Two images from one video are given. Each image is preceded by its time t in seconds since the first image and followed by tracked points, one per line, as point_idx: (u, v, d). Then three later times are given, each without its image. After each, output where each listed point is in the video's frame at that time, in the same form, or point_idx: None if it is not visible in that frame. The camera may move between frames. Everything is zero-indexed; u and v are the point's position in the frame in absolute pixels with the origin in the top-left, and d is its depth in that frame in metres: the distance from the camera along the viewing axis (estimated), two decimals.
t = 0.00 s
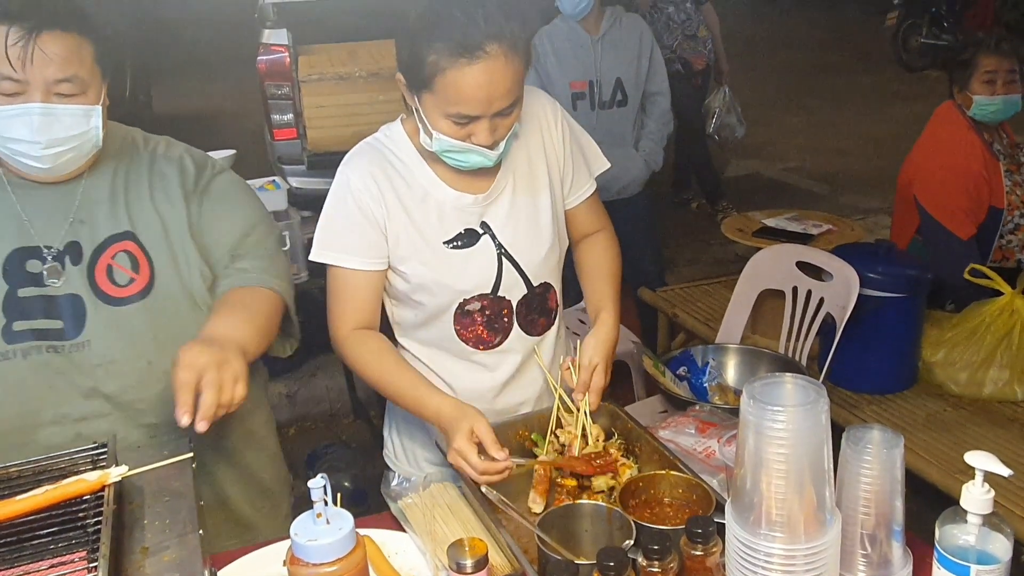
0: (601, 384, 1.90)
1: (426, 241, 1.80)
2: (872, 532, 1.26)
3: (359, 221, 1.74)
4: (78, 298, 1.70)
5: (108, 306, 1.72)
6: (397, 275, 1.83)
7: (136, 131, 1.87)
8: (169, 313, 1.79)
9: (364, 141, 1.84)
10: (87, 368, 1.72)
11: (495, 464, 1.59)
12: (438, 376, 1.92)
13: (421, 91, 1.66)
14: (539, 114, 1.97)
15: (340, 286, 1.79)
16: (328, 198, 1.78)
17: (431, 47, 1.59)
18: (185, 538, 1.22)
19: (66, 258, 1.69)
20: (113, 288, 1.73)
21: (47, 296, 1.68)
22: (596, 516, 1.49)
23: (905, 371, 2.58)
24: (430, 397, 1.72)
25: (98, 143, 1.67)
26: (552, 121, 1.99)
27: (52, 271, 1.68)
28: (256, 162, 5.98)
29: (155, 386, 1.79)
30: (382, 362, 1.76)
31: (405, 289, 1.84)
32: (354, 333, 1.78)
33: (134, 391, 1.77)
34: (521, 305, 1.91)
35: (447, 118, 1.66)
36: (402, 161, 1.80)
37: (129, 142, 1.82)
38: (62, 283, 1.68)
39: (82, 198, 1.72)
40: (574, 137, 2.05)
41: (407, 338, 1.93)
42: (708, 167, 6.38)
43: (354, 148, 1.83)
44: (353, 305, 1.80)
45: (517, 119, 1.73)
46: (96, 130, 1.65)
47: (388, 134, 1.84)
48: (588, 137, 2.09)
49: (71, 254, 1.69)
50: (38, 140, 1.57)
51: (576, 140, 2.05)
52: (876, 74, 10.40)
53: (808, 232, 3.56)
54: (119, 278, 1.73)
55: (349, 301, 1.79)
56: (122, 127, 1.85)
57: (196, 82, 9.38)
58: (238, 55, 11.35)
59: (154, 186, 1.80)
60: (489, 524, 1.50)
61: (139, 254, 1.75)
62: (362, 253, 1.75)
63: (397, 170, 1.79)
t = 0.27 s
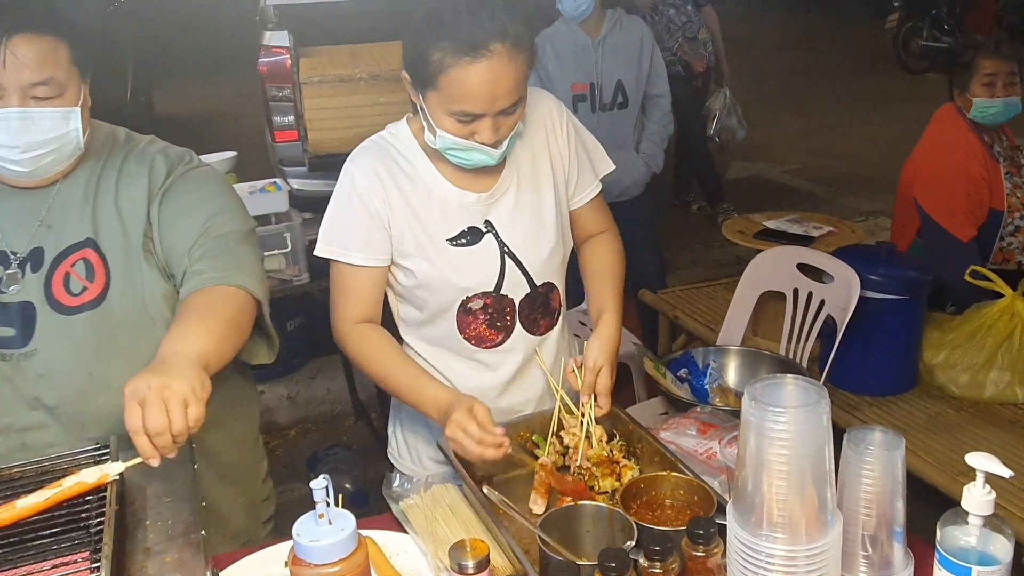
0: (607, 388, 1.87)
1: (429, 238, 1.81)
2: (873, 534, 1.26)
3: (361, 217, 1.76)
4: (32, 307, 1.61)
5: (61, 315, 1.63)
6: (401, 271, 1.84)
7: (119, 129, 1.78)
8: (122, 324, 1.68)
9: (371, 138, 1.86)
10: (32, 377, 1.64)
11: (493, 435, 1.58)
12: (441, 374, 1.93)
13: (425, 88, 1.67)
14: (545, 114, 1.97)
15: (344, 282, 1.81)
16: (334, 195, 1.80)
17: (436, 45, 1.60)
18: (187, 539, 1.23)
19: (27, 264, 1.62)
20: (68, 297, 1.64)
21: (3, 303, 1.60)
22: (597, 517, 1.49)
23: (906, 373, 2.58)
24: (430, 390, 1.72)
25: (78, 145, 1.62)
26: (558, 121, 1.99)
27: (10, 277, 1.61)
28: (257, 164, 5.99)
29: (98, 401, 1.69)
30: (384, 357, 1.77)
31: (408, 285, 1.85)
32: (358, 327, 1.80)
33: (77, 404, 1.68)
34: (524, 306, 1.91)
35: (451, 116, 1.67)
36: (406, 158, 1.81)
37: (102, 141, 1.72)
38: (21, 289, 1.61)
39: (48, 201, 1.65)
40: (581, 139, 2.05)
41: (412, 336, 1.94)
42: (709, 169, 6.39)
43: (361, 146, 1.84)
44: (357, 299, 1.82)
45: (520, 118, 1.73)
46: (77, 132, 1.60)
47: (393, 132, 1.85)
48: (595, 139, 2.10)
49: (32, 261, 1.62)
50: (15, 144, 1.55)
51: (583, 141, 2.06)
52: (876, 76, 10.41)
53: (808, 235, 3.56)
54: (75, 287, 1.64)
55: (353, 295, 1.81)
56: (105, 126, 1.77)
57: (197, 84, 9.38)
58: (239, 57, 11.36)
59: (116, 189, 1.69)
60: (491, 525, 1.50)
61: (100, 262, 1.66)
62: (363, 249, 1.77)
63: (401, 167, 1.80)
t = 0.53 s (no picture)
0: (609, 390, 1.88)
1: (433, 235, 1.82)
2: (875, 535, 1.26)
3: (366, 212, 1.76)
4: (13, 309, 1.61)
5: (44, 319, 1.62)
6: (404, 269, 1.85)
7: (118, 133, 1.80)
8: (113, 330, 1.68)
9: (378, 135, 1.87)
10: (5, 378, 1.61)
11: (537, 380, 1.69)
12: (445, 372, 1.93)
13: (430, 83, 1.67)
14: (550, 113, 1.98)
15: (348, 277, 1.80)
16: (339, 190, 1.80)
17: (441, 40, 1.61)
18: (189, 540, 1.23)
19: (12, 267, 1.62)
20: (53, 301, 1.63)
21: None
22: (599, 519, 1.49)
23: (908, 374, 2.58)
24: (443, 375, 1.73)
25: (74, 150, 1.64)
26: (563, 122, 2.00)
27: None
28: (258, 165, 5.99)
29: (73, 407, 1.66)
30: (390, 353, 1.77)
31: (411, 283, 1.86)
32: (364, 321, 1.80)
33: (50, 410, 1.65)
34: (526, 304, 1.91)
35: (456, 112, 1.67)
36: (412, 155, 1.82)
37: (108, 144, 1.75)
38: (4, 291, 1.61)
39: (38, 205, 1.66)
40: (587, 141, 2.06)
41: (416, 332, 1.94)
42: (710, 171, 6.39)
43: (367, 142, 1.85)
44: (362, 291, 1.81)
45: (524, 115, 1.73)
46: (71, 137, 1.62)
47: (400, 130, 1.86)
48: (601, 139, 2.10)
49: (17, 264, 1.62)
50: (11, 154, 1.56)
51: (589, 142, 2.06)
52: (878, 78, 10.41)
53: (810, 236, 3.56)
54: (60, 292, 1.64)
55: (359, 288, 1.80)
56: (100, 129, 1.78)
57: (199, 86, 9.39)
58: (240, 59, 11.36)
59: (110, 194, 1.70)
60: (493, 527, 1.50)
61: (87, 265, 1.66)
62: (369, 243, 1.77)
63: (407, 164, 1.81)
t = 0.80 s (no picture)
0: (609, 394, 1.88)
1: (437, 233, 1.82)
2: (877, 538, 1.26)
3: (371, 209, 1.77)
4: (29, 313, 1.61)
5: (62, 323, 1.63)
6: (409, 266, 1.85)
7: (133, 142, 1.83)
8: (129, 338, 1.69)
9: (384, 133, 1.87)
10: (22, 383, 1.61)
11: (502, 400, 1.66)
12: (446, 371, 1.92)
13: (435, 81, 1.67)
14: (554, 115, 1.98)
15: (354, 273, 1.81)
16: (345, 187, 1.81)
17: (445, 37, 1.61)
18: (190, 542, 1.23)
19: (28, 271, 1.62)
20: (71, 305, 1.64)
21: None
22: (601, 522, 1.48)
23: (910, 377, 2.58)
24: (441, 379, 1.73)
25: (96, 155, 1.66)
26: (568, 124, 2.00)
27: (10, 282, 1.61)
28: (259, 167, 5.98)
29: (92, 413, 1.66)
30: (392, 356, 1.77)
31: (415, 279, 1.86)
32: (368, 317, 1.80)
33: (69, 415, 1.65)
34: (528, 304, 1.90)
35: (460, 109, 1.67)
36: (417, 153, 1.83)
37: (129, 157, 1.77)
38: (19, 295, 1.61)
39: (54, 210, 1.67)
40: (590, 142, 2.06)
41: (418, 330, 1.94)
42: (711, 173, 6.39)
43: (373, 140, 1.86)
44: (367, 290, 1.82)
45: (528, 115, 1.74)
46: (95, 142, 1.64)
47: (406, 128, 1.86)
48: (605, 144, 2.10)
49: (33, 267, 1.63)
50: (42, 159, 1.56)
51: (592, 146, 2.06)
52: (879, 80, 10.41)
53: (812, 239, 3.56)
54: (77, 297, 1.64)
55: (361, 285, 1.81)
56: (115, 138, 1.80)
57: (200, 87, 9.40)
58: (241, 60, 11.36)
59: (128, 202, 1.72)
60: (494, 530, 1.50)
61: (103, 270, 1.67)
62: (373, 239, 1.77)
63: (412, 162, 1.81)
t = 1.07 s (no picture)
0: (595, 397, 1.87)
1: (437, 235, 1.82)
2: (877, 543, 1.26)
3: (371, 211, 1.77)
4: (57, 318, 1.61)
5: (89, 329, 1.63)
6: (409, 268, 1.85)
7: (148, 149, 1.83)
8: (153, 343, 1.69)
9: (385, 135, 1.87)
10: (53, 390, 1.61)
11: (483, 430, 1.61)
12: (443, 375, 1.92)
13: (437, 82, 1.67)
14: (554, 119, 1.98)
15: (355, 275, 1.81)
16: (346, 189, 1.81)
17: (446, 38, 1.61)
18: (189, 547, 1.23)
19: (53, 276, 1.62)
20: (97, 311, 1.64)
21: (23, 314, 1.59)
22: (600, 526, 1.48)
23: (911, 380, 2.58)
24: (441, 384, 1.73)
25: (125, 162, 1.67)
26: (569, 129, 2.00)
27: (36, 287, 1.60)
28: (259, 170, 5.99)
29: (125, 418, 1.68)
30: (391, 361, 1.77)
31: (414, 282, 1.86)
32: (368, 320, 1.81)
33: (102, 421, 1.66)
34: (526, 307, 1.90)
35: (461, 111, 1.67)
36: (419, 155, 1.83)
37: (147, 164, 1.77)
38: (46, 301, 1.61)
39: (78, 216, 1.66)
40: (591, 148, 2.06)
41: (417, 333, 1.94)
42: (712, 177, 6.39)
43: (374, 141, 1.86)
44: (367, 293, 1.82)
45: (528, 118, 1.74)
46: (126, 148, 1.65)
47: (408, 130, 1.86)
48: (605, 150, 2.10)
49: (59, 272, 1.62)
50: (78, 164, 1.56)
51: (592, 151, 2.06)
52: (880, 83, 10.41)
53: (812, 242, 3.56)
54: (104, 303, 1.64)
55: (359, 288, 1.82)
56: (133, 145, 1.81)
57: (203, 89, 9.42)
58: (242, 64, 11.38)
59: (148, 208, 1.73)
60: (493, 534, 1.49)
61: (130, 277, 1.67)
62: (373, 240, 1.78)
63: (413, 164, 1.82)
